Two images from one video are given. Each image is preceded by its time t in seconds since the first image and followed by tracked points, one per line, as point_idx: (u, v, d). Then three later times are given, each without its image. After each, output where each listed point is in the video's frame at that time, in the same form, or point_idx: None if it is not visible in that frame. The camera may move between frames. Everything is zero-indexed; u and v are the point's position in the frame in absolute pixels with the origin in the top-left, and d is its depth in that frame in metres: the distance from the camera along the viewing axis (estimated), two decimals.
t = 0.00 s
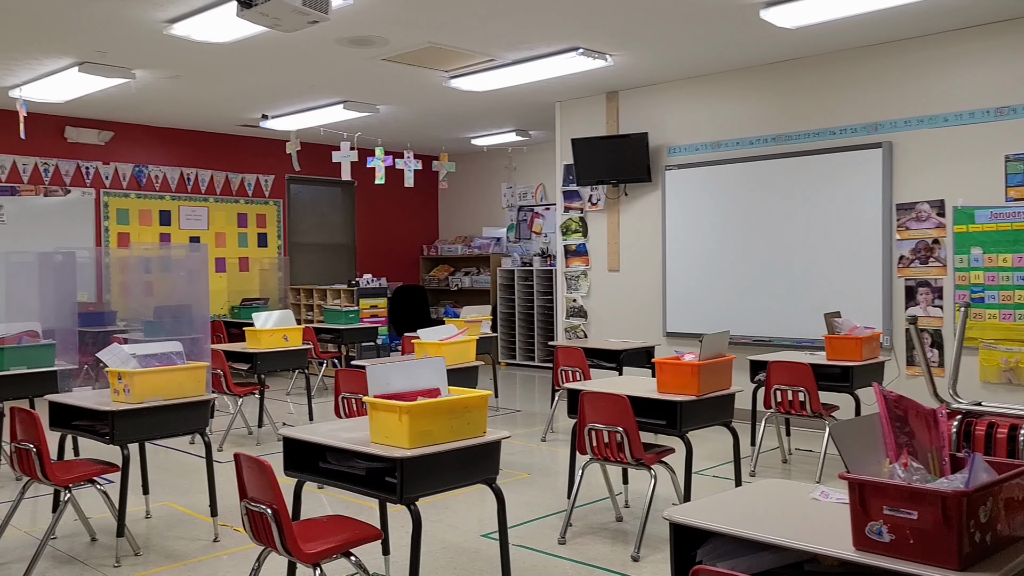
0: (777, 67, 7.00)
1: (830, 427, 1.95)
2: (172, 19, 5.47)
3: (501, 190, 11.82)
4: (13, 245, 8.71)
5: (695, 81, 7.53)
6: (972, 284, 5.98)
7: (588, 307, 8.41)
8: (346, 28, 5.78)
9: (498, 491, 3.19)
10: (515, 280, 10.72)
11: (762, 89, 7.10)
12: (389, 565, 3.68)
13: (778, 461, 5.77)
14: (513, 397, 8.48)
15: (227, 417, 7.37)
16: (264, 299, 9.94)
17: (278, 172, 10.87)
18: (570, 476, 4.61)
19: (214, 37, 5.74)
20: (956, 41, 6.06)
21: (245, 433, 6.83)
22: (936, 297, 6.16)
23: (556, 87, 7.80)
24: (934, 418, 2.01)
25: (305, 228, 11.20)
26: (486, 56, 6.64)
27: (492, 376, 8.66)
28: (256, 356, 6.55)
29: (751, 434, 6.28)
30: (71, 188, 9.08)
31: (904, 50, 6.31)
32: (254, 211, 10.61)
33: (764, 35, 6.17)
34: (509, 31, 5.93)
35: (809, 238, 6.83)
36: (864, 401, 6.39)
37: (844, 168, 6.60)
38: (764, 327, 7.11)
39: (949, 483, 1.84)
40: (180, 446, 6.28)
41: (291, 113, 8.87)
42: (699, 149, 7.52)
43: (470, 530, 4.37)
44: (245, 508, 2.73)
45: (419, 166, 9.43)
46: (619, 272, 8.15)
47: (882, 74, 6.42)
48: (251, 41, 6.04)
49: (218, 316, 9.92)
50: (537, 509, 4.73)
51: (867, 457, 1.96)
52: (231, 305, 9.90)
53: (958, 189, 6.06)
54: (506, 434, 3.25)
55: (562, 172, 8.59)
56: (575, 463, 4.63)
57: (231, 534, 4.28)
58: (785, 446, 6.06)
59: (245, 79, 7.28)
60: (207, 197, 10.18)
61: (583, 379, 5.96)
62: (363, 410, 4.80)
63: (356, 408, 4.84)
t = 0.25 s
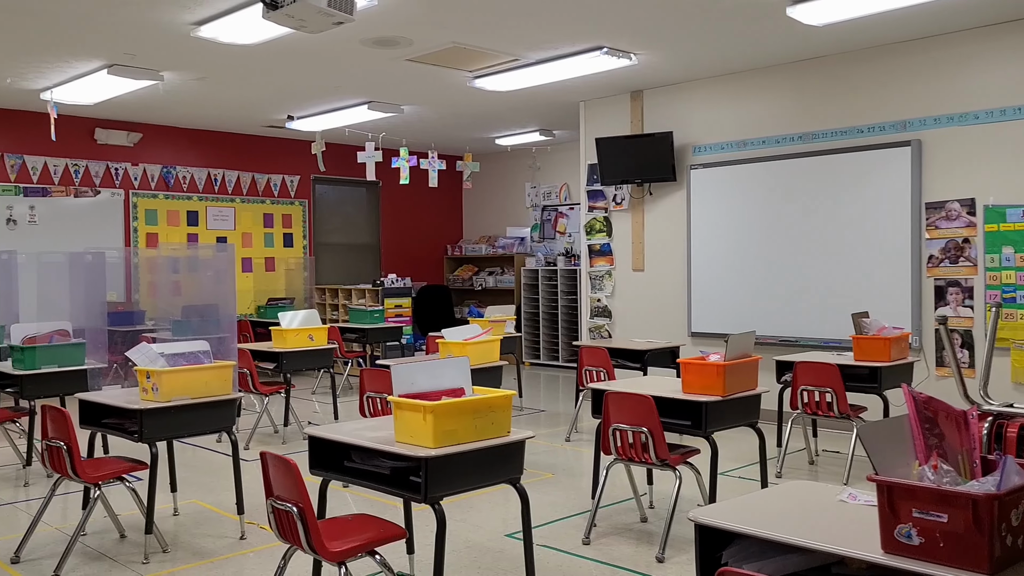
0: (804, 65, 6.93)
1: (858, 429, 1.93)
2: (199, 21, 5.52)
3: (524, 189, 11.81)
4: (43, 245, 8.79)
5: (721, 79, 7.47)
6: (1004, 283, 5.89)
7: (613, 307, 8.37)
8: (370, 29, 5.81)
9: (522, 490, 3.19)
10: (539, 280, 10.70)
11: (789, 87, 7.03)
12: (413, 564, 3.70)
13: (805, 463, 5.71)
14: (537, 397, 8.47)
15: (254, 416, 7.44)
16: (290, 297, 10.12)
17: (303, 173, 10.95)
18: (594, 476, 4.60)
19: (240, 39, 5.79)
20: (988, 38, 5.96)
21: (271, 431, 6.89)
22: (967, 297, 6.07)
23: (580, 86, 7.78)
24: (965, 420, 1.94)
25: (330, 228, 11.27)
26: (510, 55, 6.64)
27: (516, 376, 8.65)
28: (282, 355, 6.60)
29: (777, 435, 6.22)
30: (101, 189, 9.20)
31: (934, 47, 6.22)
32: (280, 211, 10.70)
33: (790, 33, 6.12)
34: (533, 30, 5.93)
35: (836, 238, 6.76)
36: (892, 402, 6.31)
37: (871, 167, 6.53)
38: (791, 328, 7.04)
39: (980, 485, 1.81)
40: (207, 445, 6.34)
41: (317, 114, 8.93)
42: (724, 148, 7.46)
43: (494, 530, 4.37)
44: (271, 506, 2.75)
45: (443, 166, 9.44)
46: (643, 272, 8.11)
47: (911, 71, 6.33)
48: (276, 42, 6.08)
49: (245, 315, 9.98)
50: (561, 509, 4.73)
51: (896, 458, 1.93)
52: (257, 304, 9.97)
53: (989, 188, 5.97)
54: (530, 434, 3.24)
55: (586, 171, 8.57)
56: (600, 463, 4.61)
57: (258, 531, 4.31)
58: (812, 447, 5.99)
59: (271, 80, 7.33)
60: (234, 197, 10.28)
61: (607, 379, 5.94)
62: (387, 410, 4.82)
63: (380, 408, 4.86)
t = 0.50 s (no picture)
0: (822, 64, 6.88)
1: (876, 430, 1.91)
2: (217, 22, 5.55)
3: (540, 189, 11.80)
4: (63, 246, 8.91)
5: (738, 78, 7.43)
6: None
7: (629, 307, 8.35)
8: (387, 30, 5.82)
9: (538, 491, 3.18)
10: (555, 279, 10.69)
11: (806, 86, 6.98)
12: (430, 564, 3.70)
13: (823, 464, 5.67)
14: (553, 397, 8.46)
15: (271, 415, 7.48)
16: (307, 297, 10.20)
17: (320, 173, 10.99)
18: (611, 476, 4.58)
19: (257, 41, 5.82)
20: (1009, 35, 5.90)
21: (288, 431, 6.92)
22: (987, 297, 6.03)
23: (596, 86, 7.76)
24: (988, 421, 1.89)
25: (347, 228, 11.31)
26: (526, 55, 6.64)
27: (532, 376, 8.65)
28: (299, 355, 6.63)
29: (794, 437, 6.19)
30: (120, 190, 9.29)
31: (953, 44, 6.17)
32: (297, 211, 10.75)
33: (808, 31, 6.08)
34: (549, 30, 5.92)
35: (854, 238, 6.71)
36: (911, 403, 6.26)
37: (890, 166, 6.47)
38: (809, 328, 6.99)
39: (1002, 487, 1.79)
40: (225, 444, 6.38)
41: (334, 115, 8.97)
42: (741, 147, 7.43)
43: (510, 530, 4.37)
44: (288, 505, 2.77)
45: (459, 166, 9.45)
46: (660, 272, 8.08)
47: (931, 69, 6.28)
48: (293, 43, 6.11)
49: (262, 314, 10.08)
50: (577, 509, 4.72)
51: (915, 460, 1.92)
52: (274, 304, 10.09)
53: (1010, 187, 5.90)
54: (546, 434, 3.24)
55: (601, 171, 8.55)
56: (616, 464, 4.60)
57: (275, 530, 4.34)
58: (830, 448, 5.95)
59: (288, 81, 7.37)
60: (251, 198, 10.34)
61: (623, 379, 5.92)
62: (403, 409, 4.83)
63: (396, 408, 4.87)
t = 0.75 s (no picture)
0: (847, 61, 6.81)
1: (903, 432, 1.89)
2: (242, 24, 5.60)
3: (562, 189, 11.78)
4: (91, 246, 9.05)
5: (762, 76, 7.38)
6: None
7: (652, 307, 8.31)
8: (410, 30, 5.84)
9: (560, 491, 3.17)
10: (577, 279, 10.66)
11: (831, 84, 6.91)
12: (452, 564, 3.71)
13: (849, 465, 5.61)
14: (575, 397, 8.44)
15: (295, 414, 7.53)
16: (330, 297, 10.52)
17: (343, 173, 11.04)
18: (633, 477, 4.56)
19: (281, 42, 5.86)
20: None
21: (311, 430, 6.96)
22: (1017, 298, 5.92)
23: (619, 85, 7.73)
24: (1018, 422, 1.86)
25: (369, 228, 11.37)
26: (548, 55, 6.63)
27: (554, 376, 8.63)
28: (322, 354, 6.67)
29: (819, 438, 6.13)
30: (146, 191, 9.39)
31: (982, 41, 6.08)
32: (320, 212, 10.81)
33: (833, 28, 6.01)
34: (572, 30, 5.91)
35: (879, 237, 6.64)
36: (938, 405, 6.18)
37: (916, 165, 6.39)
38: (834, 328, 6.93)
39: None
40: (249, 442, 6.44)
41: (357, 116, 9.01)
42: (765, 146, 7.37)
43: (533, 530, 4.36)
44: (312, 504, 2.78)
45: (482, 166, 9.45)
46: (682, 271, 8.04)
47: (959, 66, 6.19)
48: (317, 44, 6.14)
49: (286, 314, 10.21)
50: (599, 510, 4.70)
51: (943, 462, 1.89)
52: (297, 304, 10.28)
53: None
54: (569, 434, 3.23)
55: (624, 171, 8.51)
56: (638, 464, 4.58)
57: (298, 528, 4.36)
58: (856, 450, 5.89)
59: (311, 82, 7.41)
60: (275, 198, 10.41)
61: (646, 379, 5.89)
62: (425, 409, 4.84)
63: (418, 407, 4.88)
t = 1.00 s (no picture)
0: (873, 59, 6.74)
1: (930, 434, 1.86)
2: (265, 26, 5.64)
3: (584, 189, 11.75)
4: (118, 246, 9.17)
5: (786, 75, 7.32)
6: None
7: (674, 307, 8.26)
8: (432, 31, 5.85)
9: (582, 491, 3.17)
10: (599, 279, 10.62)
11: (857, 82, 6.84)
12: (474, 563, 3.71)
13: (874, 467, 5.55)
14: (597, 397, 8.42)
15: (318, 413, 7.57)
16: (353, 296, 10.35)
17: (365, 174, 11.09)
18: (656, 477, 4.54)
19: (304, 43, 5.89)
20: None
21: (334, 429, 7.00)
22: None
23: (641, 84, 7.70)
24: None
25: (392, 228, 11.41)
26: (571, 55, 6.62)
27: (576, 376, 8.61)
28: (344, 353, 6.71)
29: (844, 439, 6.07)
30: (172, 192, 9.49)
31: (1011, 37, 6.00)
32: (343, 212, 10.87)
33: (859, 26, 5.95)
34: (594, 29, 5.89)
35: (906, 237, 6.56)
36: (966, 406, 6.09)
37: (944, 163, 6.31)
38: (859, 329, 6.85)
39: None
40: (273, 441, 6.48)
41: (379, 116, 9.05)
42: (789, 145, 7.31)
43: (555, 530, 4.35)
44: (334, 503, 2.79)
45: (503, 166, 9.46)
46: (705, 271, 7.99)
47: (987, 63, 6.11)
48: (340, 46, 6.18)
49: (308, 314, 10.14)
50: (621, 511, 4.68)
51: (972, 464, 1.86)
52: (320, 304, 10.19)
53: None
54: (591, 434, 3.22)
55: (646, 170, 8.47)
56: (661, 465, 4.56)
57: (321, 527, 4.39)
58: (882, 451, 5.82)
59: (334, 83, 7.45)
60: (298, 199, 10.47)
61: (668, 380, 5.86)
62: (447, 409, 4.85)
63: (441, 407, 4.88)
